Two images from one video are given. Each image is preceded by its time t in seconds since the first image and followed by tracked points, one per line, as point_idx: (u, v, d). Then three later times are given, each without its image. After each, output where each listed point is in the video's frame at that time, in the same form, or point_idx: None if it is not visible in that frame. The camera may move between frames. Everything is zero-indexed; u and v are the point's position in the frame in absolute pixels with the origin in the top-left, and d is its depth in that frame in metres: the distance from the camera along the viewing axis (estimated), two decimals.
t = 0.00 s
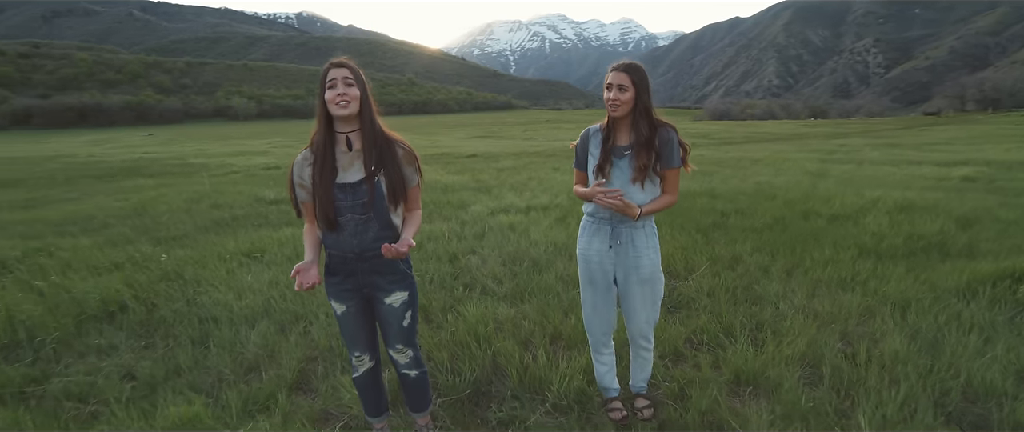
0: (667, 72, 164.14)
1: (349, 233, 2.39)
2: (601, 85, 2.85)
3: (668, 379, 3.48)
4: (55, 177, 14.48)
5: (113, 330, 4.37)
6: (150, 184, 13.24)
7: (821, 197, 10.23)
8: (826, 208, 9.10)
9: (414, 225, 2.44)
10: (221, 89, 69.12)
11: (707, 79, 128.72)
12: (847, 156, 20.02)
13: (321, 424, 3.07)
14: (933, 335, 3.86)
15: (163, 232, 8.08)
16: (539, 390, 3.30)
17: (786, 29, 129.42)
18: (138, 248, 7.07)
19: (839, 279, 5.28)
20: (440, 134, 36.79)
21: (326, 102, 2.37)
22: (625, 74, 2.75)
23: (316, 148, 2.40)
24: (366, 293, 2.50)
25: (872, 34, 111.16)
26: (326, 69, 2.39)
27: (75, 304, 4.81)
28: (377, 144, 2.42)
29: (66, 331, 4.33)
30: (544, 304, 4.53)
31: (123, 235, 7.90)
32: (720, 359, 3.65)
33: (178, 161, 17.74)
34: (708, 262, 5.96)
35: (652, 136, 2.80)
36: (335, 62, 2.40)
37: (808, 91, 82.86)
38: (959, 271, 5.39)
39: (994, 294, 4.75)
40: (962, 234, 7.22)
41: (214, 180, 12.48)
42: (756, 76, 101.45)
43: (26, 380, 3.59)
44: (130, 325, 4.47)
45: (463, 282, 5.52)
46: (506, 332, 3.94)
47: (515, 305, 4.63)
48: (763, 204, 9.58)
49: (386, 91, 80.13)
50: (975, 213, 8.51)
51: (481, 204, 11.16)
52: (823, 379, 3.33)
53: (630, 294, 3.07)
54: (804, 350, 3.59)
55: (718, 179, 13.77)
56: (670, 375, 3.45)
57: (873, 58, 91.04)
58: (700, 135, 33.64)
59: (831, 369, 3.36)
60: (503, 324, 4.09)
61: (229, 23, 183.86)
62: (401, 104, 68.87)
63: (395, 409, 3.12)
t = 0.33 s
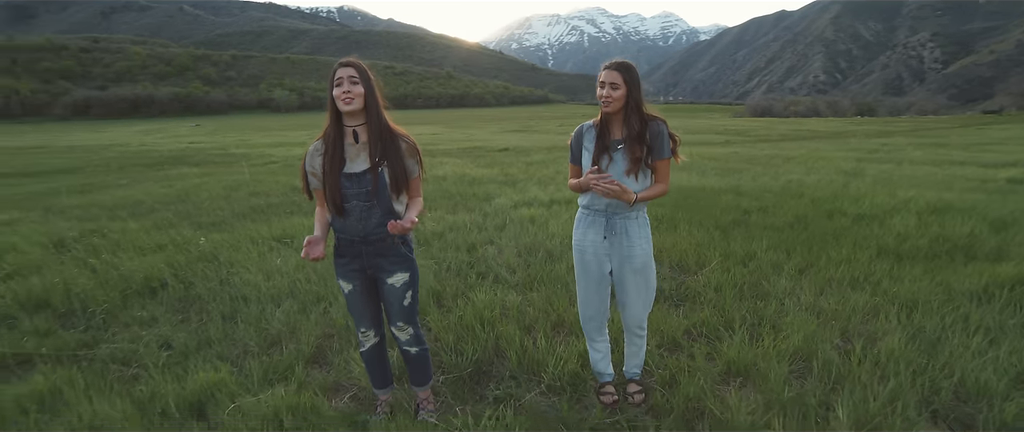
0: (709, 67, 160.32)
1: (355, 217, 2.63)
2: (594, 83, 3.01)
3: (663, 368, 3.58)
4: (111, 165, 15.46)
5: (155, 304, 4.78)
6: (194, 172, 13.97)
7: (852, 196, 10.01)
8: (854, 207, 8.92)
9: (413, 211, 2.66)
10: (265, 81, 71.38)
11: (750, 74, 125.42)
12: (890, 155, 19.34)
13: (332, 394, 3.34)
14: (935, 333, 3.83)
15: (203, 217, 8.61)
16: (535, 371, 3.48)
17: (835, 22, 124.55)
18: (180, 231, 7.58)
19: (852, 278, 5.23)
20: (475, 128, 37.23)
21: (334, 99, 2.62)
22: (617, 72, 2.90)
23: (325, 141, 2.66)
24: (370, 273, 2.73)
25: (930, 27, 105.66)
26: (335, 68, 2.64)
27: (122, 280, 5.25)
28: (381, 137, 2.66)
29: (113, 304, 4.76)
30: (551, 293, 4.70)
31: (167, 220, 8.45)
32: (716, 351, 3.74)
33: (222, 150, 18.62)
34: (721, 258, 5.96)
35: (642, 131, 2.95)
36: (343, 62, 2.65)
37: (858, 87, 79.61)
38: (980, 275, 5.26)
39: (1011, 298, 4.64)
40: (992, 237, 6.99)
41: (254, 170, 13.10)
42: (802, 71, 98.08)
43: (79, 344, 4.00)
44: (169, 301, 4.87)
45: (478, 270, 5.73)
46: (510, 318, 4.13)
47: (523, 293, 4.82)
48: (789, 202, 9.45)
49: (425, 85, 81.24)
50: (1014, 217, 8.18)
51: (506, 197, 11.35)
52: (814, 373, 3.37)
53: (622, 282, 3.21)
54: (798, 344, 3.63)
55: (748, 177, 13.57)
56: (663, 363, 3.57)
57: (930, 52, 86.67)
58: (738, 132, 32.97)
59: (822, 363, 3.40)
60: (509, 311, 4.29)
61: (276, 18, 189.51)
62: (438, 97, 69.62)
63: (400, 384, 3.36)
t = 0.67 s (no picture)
0: (750, 65, 156.60)
1: (363, 204, 2.91)
2: (589, 82, 3.16)
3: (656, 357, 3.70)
4: (158, 154, 16.35)
5: (191, 282, 5.20)
6: (234, 162, 14.67)
7: (878, 199, 9.85)
8: (878, 210, 8.80)
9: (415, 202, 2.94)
10: (305, 75, 73.35)
11: (792, 72, 122.03)
12: (931, 158, 18.72)
13: (344, 368, 3.62)
14: (933, 335, 3.82)
15: (239, 204, 9.11)
16: (532, 354, 3.68)
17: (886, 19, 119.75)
18: (217, 217, 8.07)
19: (860, 279, 5.22)
20: (508, 123, 37.57)
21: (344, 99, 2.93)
22: (611, 72, 3.07)
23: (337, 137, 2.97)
24: (376, 255, 2.99)
25: (990, 24, 100.43)
26: (346, 71, 2.94)
27: (163, 259, 5.71)
28: (388, 131, 2.94)
29: (153, 281, 5.19)
30: (555, 283, 4.88)
31: (206, 206, 8.98)
32: (708, 343, 3.84)
33: (261, 142, 19.42)
34: (732, 255, 5.99)
35: (633, 128, 3.12)
36: (354, 65, 2.95)
37: (908, 87, 76.46)
38: (996, 281, 5.18)
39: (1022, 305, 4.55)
40: (1017, 243, 6.83)
41: (289, 161, 13.68)
42: (848, 70, 94.75)
43: (122, 315, 4.40)
44: (203, 280, 5.28)
45: (491, 260, 5.98)
46: (515, 306, 4.33)
47: (531, 282, 5.04)
48: (813, 204, 9.37)
49: (460, 80, 82.08)
50: None
51: (528, 192, 11.58)
52: (800, 366, 3.45)
53: (615, 271, 3.39)
54: (789, 340, 3.70)
55: (776, 177, 13.42)
56: (655, 350, 3.71)
57: (988, 51, 82.50)
58: (774, 132, 32.33)
59: (811, 358, 3.47)
60: (514, 298, 4.52)
61: (318, 13, 194.05)
62: (473, 92, 70.22)
63: (405, 361, 3.61)
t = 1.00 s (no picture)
0: (792, 65, 152.20)
1: (373, 194, 3.19)
2: (586, 83, 3.39)
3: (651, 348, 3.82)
4: (199, 146, 17.17)
5: (221, 266, 5.60)
6: (269, 155, 15.33)
7: (903, 204, 9.67)
8: (901, 215, 8.68)
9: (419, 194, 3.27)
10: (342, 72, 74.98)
11: (834, 73, 118.36)
12: (973, 163, 18.05)
13: (354, 347, 3.89)
14: (926, 338, 3.85)
15: (270, 196, 9.59)
16: (530, 339, 3.89)
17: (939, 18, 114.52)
18: (249, 206, 8.56)
19: (866, 282, 5.22)
20: (538, 122, 37.78)
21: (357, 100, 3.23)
22: (606, 74, 3.33)
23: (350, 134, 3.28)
24: (384, 241, 3.25)
25: None
26: (359, 74, 3.23)
27: (198, 244, 6.15)
28: (396, 129, 3.24)
29: (188, 264, 5.61)
30: (560, 277, 5.05)
31: (240, 196, 9.49)
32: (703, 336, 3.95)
33: (296, 136, 20.14)
34: (741, 256, 6.06)
35: (624, 128, 3.38)
36: (366, 68, 3.24)
37: (960, 88, 73.01)
38: (1008, 288, 5.13)
39: None
40: None
41: (320, 155, 14.22)
42: (896, 71, 91.11)
43: (158, 293, 4.80)
44: (232, 264, 5.66)
45: (502, 253, 6.23)
46: (518, 297, 4.52)
47: (538, 274, 5.26)
48: (835, 207, 9.29)
49: (494, 78, 82.60)
50: None
51: (548, 189, 11.77)
52: (788, 360, 3.54)
53: (609, 263, 3.56)
54: (780, 336, 3.79)
55: (803, 180, 13.24)
56: (648, 341, 3.86)
57: None
58: (810, 134, 31.63)
59: (797, 354, 3.55)
60: (519, 288, 4.75)
61: (356, 10, 197.92)
62: (507, 90, 70.44)
63: (411, 344, 3.85)
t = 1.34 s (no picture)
0: (836, 67, 147.36)
1: (382, 185, 3.47)
2: (581, 84, 3.63)
3: (644, 338, 3.96)
4: (238, 142, 18.00)
5: (250, 253, 6.00)
6: (303, 151, 15.97)
7: (931, 210, 9.47)
8: (926, 221, 8.52)
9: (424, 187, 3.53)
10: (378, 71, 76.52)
11: (879, 75, 114.25)
12: (1020, 170, 17.29)
13: (364, 329, 4.18)
14: (919, 340, 3.86)
15: (300, 190, 10.08)
16: (529, 328, 4.10)
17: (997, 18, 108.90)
18: (281, 200, 9.04)
19: (872, 285, 5.22)
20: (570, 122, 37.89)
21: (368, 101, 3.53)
22: (600, 75, 3.56)
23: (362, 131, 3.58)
24: (392, 229, 3.53)
25: None
26: (370, 75, 3.51)
27: (229, 233, 6.57)
28: (403, 126, 3.52)
29: (220, 251, 6.04)
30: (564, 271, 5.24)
31: (271, 190, 10.00)
32: (695, 329, 4.09)
33: (330, 133, 20.86)
34: (749, 256, 6.12)
35: (617, 126, 3.61)
36: (376, 69, 3.52)
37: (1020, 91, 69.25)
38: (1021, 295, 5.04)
39: None
40: None
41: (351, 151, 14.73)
42: (948, 73, 87.22)
43: (192, 275, 5.21)
44: (260, 252, 6.06)
45: (514, 248, 6.46)
46: (522, 289, 4.75)
47: (545, 268, 5.47)
48: (857, 212, 9.18)
49: (528, 78, 82.93)
50: None
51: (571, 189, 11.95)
52: (775, 354, 3.64)
53: (604, 256, 3.73)
54: (770, 332, 3.90)
55: (833, 184, 13.01)
56: (642, 333, 4.01)
57: None
58: (848, 138, 30.76)
59: (784, 349, 3.65)
60: (524, 280, 4.98)
61: (394, 10, 201.38)
62: (542, 90, 70.56)
63: (417, 328, 4.11)
